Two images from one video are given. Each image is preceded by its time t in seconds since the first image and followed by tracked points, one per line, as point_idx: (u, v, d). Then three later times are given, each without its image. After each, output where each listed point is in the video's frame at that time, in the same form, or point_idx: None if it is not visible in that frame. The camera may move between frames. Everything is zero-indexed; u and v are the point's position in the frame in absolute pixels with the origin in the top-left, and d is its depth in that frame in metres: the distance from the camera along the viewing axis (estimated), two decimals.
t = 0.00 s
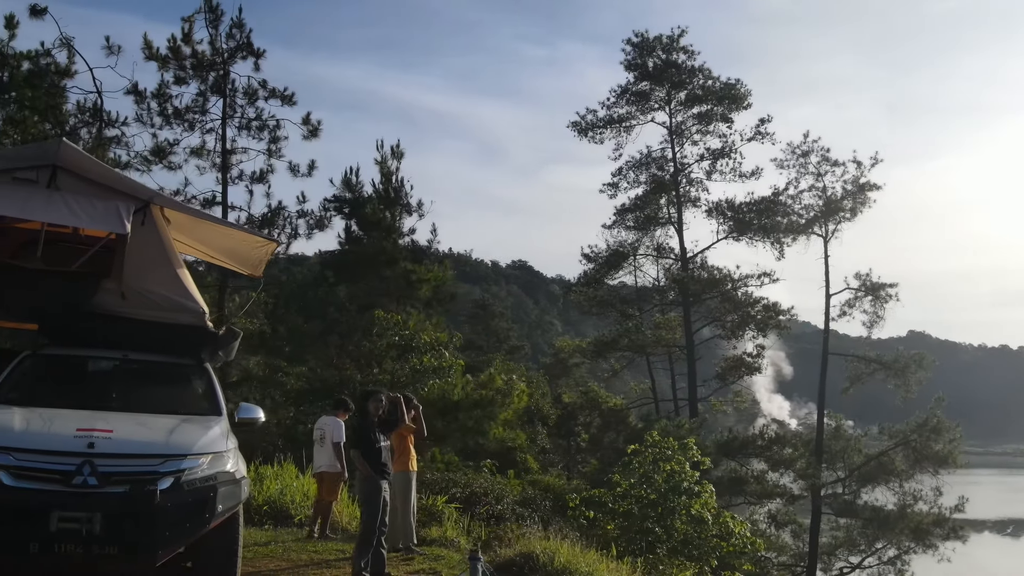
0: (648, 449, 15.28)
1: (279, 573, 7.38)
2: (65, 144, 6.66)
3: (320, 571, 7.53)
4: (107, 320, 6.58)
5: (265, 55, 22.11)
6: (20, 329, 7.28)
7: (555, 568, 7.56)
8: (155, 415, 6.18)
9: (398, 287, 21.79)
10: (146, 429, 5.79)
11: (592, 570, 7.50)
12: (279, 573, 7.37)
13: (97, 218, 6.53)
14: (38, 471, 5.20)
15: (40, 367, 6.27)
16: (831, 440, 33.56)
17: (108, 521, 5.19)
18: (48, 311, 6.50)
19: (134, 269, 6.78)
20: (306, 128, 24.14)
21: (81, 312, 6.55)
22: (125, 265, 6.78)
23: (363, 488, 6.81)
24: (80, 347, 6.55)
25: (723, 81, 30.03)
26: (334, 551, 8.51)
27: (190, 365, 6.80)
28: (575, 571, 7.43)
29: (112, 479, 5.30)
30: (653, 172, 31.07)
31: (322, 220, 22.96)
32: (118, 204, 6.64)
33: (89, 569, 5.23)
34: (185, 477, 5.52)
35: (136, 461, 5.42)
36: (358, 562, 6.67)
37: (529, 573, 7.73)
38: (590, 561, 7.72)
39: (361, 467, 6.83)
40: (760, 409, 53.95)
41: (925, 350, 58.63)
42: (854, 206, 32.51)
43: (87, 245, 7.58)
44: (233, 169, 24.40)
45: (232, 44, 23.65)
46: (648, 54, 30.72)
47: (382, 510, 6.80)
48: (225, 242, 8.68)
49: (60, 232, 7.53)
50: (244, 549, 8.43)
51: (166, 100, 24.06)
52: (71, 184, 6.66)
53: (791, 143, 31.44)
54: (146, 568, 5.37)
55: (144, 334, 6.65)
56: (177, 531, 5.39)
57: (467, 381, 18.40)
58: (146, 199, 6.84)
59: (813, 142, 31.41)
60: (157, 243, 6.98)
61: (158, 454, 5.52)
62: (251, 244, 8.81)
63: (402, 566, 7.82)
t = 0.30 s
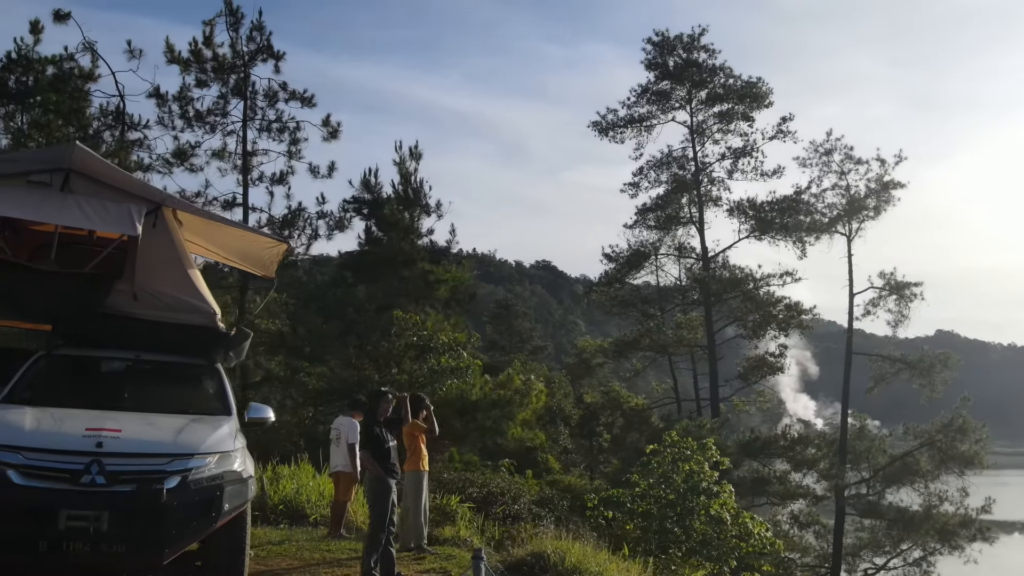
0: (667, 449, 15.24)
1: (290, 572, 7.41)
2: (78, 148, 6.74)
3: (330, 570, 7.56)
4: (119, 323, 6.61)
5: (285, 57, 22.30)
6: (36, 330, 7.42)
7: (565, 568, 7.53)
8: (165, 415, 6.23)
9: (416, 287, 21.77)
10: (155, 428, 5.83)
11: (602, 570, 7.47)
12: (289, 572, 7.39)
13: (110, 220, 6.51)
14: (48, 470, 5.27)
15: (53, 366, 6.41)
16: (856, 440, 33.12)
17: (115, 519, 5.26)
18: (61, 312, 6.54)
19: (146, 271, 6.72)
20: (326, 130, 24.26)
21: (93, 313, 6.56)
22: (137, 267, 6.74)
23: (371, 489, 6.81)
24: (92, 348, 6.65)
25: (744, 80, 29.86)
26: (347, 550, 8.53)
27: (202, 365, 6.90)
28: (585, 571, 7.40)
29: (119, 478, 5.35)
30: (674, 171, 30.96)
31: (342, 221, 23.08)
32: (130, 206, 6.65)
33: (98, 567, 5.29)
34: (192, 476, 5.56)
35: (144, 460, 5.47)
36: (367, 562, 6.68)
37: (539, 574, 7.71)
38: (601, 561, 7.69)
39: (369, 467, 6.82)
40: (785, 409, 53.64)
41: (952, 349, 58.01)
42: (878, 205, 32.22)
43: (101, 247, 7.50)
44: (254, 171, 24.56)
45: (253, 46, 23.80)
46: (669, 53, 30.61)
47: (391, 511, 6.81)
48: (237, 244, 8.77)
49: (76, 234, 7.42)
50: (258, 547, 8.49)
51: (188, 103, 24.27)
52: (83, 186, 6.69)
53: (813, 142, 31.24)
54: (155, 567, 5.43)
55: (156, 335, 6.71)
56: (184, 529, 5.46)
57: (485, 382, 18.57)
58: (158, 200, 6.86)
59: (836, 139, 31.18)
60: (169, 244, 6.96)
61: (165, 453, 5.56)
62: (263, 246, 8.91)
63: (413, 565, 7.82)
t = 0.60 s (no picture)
0: (689, 449, 15.16)
1: (302, 571, 7.44)
2: (93, 152, 6.85)
3: (342, 569, 7.58)
4: (132, 323, 6.69)
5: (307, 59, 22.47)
6: (54, 330, 7.54)
7: (577, 568, 7.50)
8: (175, 414, 6.28)
9: (437, 288, 21.58)
10: (165, 427, 5.88)
11: (615, 570, 7.44)
12: (301, 571, 7.42)
13: (123, 222, 6.57)
14: (58, 469, 5.33)
15: (69, 367, 6.47)
16: (884, 440, 33.02)
17: (123, 518, 5.30)
18: (75, 311, 6.65)
19: (161, 273, 6.80)
20: (348, 131, 24.39)
21: (106, 314, 6.66)
22: (151, 269, 6.82)
23: (379, 491, 6.81)
24: (107, 348, 6.74)
25: (768, 78, 29.65)
26: (361, 549, 8.57)
27: (214, 366, 6.91)
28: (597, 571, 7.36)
29: (127, 477, 5.40)
30: (698, 170, 30.83)
31: (364, 222, 23.20)
32: (143, 208, 6.73)
33: (106, 566, 5.32)
34: (200, 475, 5.60)
35: (152, 459, 5.51)
36: (378, 563, 6.65)
37: (551, 573, 7.68)
38: (613, 561, 7.65)
39: (377, 469, 6.82)
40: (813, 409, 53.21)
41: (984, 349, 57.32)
42: (905, 202, 31.89)
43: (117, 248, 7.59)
44: (277, 173, 24.75)
45: (276, 49, 23.97)
46: (692, 52, 30.47)
47: (399, 513, 6.82)
48: (250, 246, 8.87)
49: (92, 236, 7.55)
50: (273, 546, 8.55)
51: (211, 106, 24.48)
52: (97, 189, 6.80)
53: (839, 139, 31.00)
54: (164, 566, 5.45)
55: (169, 335, 6.77)
56: (192, 528, 5.49)
57: (505, 381, 18.63)
58: (171, 202, 6.92)
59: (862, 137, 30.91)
60: (182, 246, 7.04)
61: (173, 452, 5.61)
62: (276, 247, 9.01)
63: (422, 565, 7.83)
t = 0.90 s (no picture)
0: (708, 449, 15.07)
1: (313, 569, 7.48)
2: (104, 154, 6.83)
3: (353, 568, 7.61)
4: (144, 324, 6.80)
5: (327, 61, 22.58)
6: (67, 330, 7.67)
7: (587, 568, 7.48)
8: (183, 414, 6.32)
9: (454, 288, 21.68)
10: (172, 427, 5.91)
11: (625, 570, 7.40)
12: (312, 570, 7.46)
13: (135, 224, 6.64)
14: (66, 468, 5.38)
15: (81, 368, 6.55)
16: (908, 440, 32.77)
17: (129, 516, 5.31)
18: (88, 312, 6.73)
19: (172, 274, 6.83)
20: (367, 132, 24.48)
21: (119, 315, 6.73)
22: (162, 269, 6.82)
23: (386, 491, 6.82)
24: (119, 350, 6.83)
25: (789, 76, 29.47)
26: (372, 549, 8.62)
27: (224, 365, 7.00)
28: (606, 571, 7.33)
29: (135, 476, 5.43)
30: (719, 169, 30.70)
31: (383, 223, 23.28)
32: (155, 210, 6.81)
33: (114, 565, 5.36)
34: (206, 474, 5.63)
35: (158, 458, 5.54)
36: (387, 561, 6.71)
37: (561, 573, 7.66)
38: (624, 561, 7.62)
39: (386, 469, 6.83)
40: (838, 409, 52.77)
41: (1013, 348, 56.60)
42: (929, 200, 31.56)
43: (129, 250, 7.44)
44: (297, 175, 24.89)
45: (295, 51, 24.10)
46: (713, 50, 30.33)
47: (408, 513, 6.83)
48: (262, 247, 8.94)
49: (105, 238, 7.44)
50: (286, 545, 8.60)
51: (231, 108, 24.64)
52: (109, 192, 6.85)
53: (862, 137, 30.80)
54: (171, 565, 5.47)
55: (179, 335, 6.85)
56: (197, 526, 5.50)
57: (522, 382, 18.64)
58: (182, 205, 7.01)
59: (886, 135, 30.66)
60: (193, 247, 7.11)
61: (180, 451, 5.64)
62: (287, 248, 9.08)
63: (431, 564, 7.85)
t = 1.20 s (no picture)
0: (727, 448, 14.99)
1: (324, 569, 7.51)
2: (116, 157, 6.94)
3: (363, 567, 7.63)
4: (157, 325, 6.83)
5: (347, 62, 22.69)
6: (82, 330, 7.73)
7: (597, 568, 7.46)
8: (192, 415, 6.31)
9: (472, 288, 21.73)
10: (180, 427, 5.90)
11: (635, 570, 7.37)
12: (323, 569, 7.49)
13: (144, 225, 6.72)
14: (75, 468, 5.38)
15: (94, 368, 6.56)
16: (932, 441, 32.43)
17: (135, 515, 5.32)
18: (101, 313, 6.73)
19: (184, 275, 6.93)
20: (386, 134, 24.58)
21: (131, 316, 6.75)
22: (173, 271, 6.92)
23: (397, 493, 6.85)
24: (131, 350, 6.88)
25: (811, 74, 29.28)
26: (385, 548, 8.64)
27: (236, 366, 7.02)
28: (617, 571, 7.30)
29: (142, 475, 5.43)
30: (741, 168, 30.55)
31: (401, 224, 23.35)
32: (166, 212, 6.88)
33: (120, 562, 5.37)
34: (213, 474, 5.60)
35: (166, 457, 5.53)
36: (396, 561, 6.74)
37: (572, 573, 7.64)
38: (635, 561, 7.58)
39: (396, 469, 6.85)
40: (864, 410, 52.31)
41: None
42: (954, 198, 31.23)
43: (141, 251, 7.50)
44: (317, 176, 25.01)
45: (314, 53, 24.23)
46: (734, 48, 30.18)
47: (419, 513, 6.87)
48: (271, 246, 8.91)
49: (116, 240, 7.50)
50: (298, 545, 8.64)
51: (252, 110, 24.81)
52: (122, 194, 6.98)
53: (886, 135, 30.55)
54: (178, 563, 5.48)
55: (190, 336, 6.88)
56: (203, 526, 5.49)
57: (540, 382, 18.63)
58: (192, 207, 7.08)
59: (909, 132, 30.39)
60: (204, 249, 7.14)
61: (187, 451, 5.62)
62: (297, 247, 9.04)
63: (441, 562, 7.87)
